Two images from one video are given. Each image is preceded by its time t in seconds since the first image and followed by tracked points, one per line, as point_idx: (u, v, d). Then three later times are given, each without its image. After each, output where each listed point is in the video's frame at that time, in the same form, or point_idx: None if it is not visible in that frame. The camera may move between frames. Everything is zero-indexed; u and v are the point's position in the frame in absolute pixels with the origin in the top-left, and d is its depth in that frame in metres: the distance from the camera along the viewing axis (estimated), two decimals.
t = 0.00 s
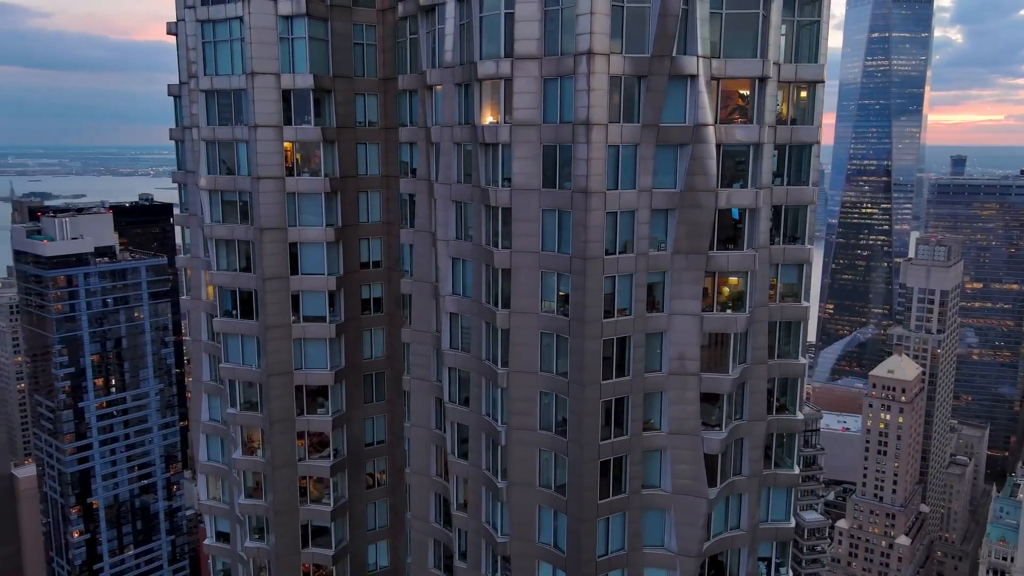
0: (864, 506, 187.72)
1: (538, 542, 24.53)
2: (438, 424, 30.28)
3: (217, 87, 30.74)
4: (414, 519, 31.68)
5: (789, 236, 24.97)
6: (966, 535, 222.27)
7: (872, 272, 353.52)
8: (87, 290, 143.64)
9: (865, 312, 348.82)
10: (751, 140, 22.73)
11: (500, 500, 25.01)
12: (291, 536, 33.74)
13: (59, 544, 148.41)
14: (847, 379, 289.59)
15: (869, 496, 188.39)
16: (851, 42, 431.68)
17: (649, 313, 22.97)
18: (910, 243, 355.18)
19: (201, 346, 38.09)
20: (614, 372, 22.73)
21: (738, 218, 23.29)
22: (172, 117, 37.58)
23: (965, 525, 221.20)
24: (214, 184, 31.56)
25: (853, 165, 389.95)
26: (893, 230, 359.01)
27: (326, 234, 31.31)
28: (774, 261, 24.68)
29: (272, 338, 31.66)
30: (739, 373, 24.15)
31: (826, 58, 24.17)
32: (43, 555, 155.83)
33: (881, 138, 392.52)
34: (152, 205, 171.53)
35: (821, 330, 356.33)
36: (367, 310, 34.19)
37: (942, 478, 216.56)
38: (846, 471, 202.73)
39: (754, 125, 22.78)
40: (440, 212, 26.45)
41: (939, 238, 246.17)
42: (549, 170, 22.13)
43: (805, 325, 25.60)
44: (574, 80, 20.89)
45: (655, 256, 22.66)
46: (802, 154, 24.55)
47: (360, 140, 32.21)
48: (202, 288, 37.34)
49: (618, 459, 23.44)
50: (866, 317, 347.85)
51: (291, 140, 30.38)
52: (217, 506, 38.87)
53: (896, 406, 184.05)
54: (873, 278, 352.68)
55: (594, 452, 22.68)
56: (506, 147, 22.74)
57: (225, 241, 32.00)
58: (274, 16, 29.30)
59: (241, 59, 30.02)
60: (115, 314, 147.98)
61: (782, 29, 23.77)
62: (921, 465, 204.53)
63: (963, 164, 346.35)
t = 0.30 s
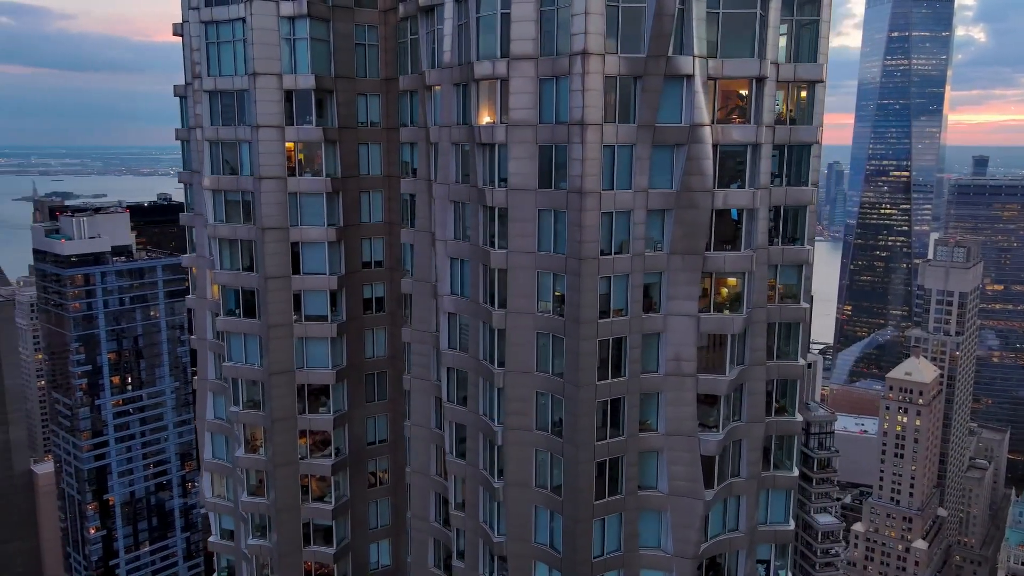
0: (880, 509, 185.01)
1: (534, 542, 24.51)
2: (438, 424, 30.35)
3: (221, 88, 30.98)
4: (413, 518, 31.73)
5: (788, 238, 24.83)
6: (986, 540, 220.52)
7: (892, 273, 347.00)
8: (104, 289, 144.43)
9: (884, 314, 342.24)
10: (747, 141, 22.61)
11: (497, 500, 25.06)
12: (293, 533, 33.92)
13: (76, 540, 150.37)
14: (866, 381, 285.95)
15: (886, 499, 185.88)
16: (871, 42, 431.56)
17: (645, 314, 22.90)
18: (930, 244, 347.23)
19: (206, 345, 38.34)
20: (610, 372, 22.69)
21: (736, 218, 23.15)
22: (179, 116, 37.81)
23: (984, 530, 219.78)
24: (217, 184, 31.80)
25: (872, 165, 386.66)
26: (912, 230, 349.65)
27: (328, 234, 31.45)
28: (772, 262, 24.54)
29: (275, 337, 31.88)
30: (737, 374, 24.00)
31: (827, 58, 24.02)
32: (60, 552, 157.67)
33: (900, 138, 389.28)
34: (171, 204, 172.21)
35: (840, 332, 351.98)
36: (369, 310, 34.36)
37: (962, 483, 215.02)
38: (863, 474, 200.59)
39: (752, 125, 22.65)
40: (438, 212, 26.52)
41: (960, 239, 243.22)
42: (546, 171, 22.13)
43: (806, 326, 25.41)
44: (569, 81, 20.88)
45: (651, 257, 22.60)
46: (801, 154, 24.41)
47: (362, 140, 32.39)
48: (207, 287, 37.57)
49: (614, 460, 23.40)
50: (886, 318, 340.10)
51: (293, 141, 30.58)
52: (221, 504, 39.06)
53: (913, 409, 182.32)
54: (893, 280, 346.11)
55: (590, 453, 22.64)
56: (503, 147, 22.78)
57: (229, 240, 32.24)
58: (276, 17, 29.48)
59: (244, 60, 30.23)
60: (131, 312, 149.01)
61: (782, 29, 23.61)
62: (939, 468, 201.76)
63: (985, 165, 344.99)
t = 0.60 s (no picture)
0: (896, 512, 182.01)
1: (531, 542, 24.53)
2: (437, 423, 30.39)
3: (223, 88, 31.18)
4: (414, 517, 31.79)
5: (786, 238, 24.68)
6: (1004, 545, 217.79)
7: (909, 274, 343.54)
8: (119, 288, 144.84)
9: (901, 315, 338.01)
10: (745, 141, 22.47)
11: (493, 499, 25.12)
12: (294, 531, 34.11)
13: (90, 536, 152.18)
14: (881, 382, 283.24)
15: (901, 502, 183.06)
16: (889, 42, 428.28)
17: (642, 315, 22.85)
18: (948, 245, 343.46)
19: (210, 343, 38.54)
20: (605, 373, 22.67)
21: (734, 219, 23.03)
22: (184, 116, 38.08)
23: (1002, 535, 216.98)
24: (220, 184, 32.03)
25: (890, 166, 383.08)
26: (930, 231, 346.82)
27: (329, 234, 31.61)
28: (770, 263, 24.41)
29: (277, 336, 32.09)
30: (734, 375, 23.89)
31: (827, 58, 23.89)
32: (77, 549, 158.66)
33: (918, 138, 385.77)
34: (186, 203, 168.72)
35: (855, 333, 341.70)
36: (370, 309, 34.51)
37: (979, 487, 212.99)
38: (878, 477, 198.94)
39: (750, 126, 22.54)
40: (437, 212, 26.59)
41: (977, 239, 240.64)
42: (542, 171, 22.14)
43: (805, 328, 25.25)
44: (564, 80, 20.88)
45: (648, 257, 22.55)
46: (800, 154, 24.29)
47: (364, 141, 32.52)
48: (211, 286, 37.75)
49: (610, 461, 23.37)
50: (903, 321, 336.16)
51: (295, 140, 30.76)
52: (225, 502, 39.21)
53: (929, 411, 178.58)
54: (910, 281, 341.73)
55: (585, 454, 22.64)
56: (500, 147, 22.80)
57: (232, 240, 32.44)
58: (278, 18, 29.66)
59: (246, 61, 30.41)
60: (145, 311, 149.52)
61: (781, 28, 23.44)
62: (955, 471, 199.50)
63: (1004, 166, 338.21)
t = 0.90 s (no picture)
0: (909, 515, 178.03)
1: (527, 543, 24.53)
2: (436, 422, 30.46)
3: (226, 89, 31.37)
4: (414, 517, 31.74)
5: (784, 238, 24.51)
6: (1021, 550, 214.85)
7: (925, 275, 340.52)
8: (133, 287, 145.93)
9: (917, 317, 333.38)
10: (741, 141, 22.31)
11: (489, 498, 25.15)
12: (294, 530, 34.26)
13: (105, 532, 154.34)
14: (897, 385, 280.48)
15: (914, 505, 178.55)
16: (906, 41, 425.38)
17: (637, 315, 22.79)
18: (966, 246, 339.88)
19: (213, 342, 38.74)
20: (600, 373, 22.65)
21: (731, 219, 22.86)
22: (189, 116, 38.33)
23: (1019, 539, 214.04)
24: (222, 184, 32.22)
25: (906, 166, 380.01)
26: (946, 232, 343.82)
27: (329, 233, 31.73)
28: (768, 262, 24.28)
29: (277, 335, 32.26)
30: (730, 376, 23.77)
31: (826, 58, 23.76)
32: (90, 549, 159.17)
33: (935, 138, 382.24)
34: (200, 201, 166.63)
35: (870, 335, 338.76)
36: (371, 309, 34.65)
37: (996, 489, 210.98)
38: (891, 479, 197.46)
39: (746, 125, 22.41)
40: (435, 212, 26.68)
41: (995, 240, 237.88)
42: (537, 172, 22.15)
43: (804, 328, 25.08)
44: (559, 81, 20.88)
45: (644, 257, 22.49)
46: (798, 155, 24.14)
47: (364, 141, 32.66)
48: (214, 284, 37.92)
49: (606, 461, 23.33)
50: (919, 322, 330.48)
51: (295, 141, 30.91)
52: (227, 499, 39.31)
53: (944, 414, 172.26)
54: (927, 283, 335.15)
55: (580, 454, 22.62)
56: (496, 147, 22.85)
57: (233, 239, 32.60)
58: (280, 19, 29.82)
59: (247, 61, 30.56)
60: (158, 310, 150.69)
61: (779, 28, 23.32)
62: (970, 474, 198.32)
63: None
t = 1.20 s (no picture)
0: (924, 519, 174.11)
1: (521, 543, 24.54)
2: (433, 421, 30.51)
3: (227, 89, 31.55)
4: (412, 516, 31.79)
5: (782, 239, 24.43)
6: None
7: (943, 277, 336.71)
8: (147, 286, 147.76)
9: (935, 320, 330.48)
10: (736, 141, 22.20)
11: (484, 498, 25.18)
12: (295, 528, 34.45)
13: (119, 529, 156.25)
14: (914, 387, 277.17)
15: (930, 509, 174.18)
16: (924, 41, 422.04)
17: (631, 316, 22.75)
18: (985, 248, 335.56)
19: (215, 340, 38.89)
20: (594, 374, 22.62)
21: (727, 219, 22.76)
22: (194, 115, 38.50)
23: None
24: (224, 183, 32.42)
25: (924, 167, 374.97)
26: (965, 234, 342.42)
27: (330, 233, 31.88)
28: (766, 264, 24.16)
29: (278, 334, 32.45)
30: (725, 377, 23.64)
31: (823, 58, 23.63)
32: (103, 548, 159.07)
33: (953, 138, 378.71)
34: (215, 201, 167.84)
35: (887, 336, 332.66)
36: (371, 309, 34.81)
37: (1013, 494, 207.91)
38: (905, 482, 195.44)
39: (742, 125, 22.28)
40: (432, 212, 26.72)
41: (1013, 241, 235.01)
42: (531, 172, 22.16)
43: (800, 329, 24.97)
44: (552, 81, 20.88)
45: (638, 258, 22.43)
46: (793, 155, 24.05)
47: (364, 141, 32.83)
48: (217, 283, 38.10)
49: (600, 463, 23.29)
50: (937, 324, 329.44)
51: (296, 141, 31.06)
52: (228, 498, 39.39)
53: (960, 416, 169.92)
54: (944, 284, 338.76)
55: (573, 454, 22.60)
56: (491, 148, 22.88)
57: (235, 239, 32.81)
58: (279, 19, 29.99)
59: (248, 62, 30.74)
60: (172, 309, 152.19)
61: (775, 28, 23.24)
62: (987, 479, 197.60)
63: None
